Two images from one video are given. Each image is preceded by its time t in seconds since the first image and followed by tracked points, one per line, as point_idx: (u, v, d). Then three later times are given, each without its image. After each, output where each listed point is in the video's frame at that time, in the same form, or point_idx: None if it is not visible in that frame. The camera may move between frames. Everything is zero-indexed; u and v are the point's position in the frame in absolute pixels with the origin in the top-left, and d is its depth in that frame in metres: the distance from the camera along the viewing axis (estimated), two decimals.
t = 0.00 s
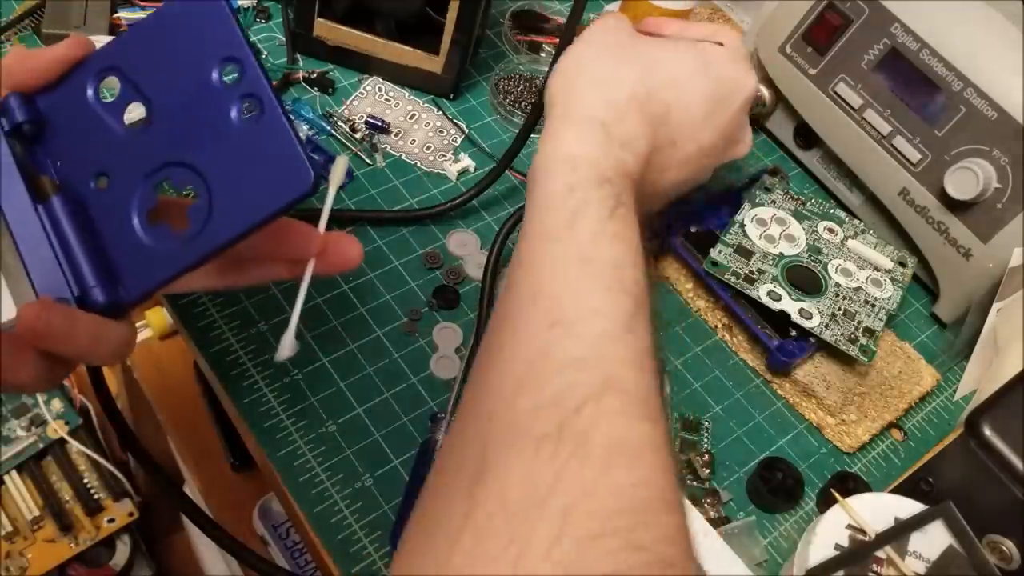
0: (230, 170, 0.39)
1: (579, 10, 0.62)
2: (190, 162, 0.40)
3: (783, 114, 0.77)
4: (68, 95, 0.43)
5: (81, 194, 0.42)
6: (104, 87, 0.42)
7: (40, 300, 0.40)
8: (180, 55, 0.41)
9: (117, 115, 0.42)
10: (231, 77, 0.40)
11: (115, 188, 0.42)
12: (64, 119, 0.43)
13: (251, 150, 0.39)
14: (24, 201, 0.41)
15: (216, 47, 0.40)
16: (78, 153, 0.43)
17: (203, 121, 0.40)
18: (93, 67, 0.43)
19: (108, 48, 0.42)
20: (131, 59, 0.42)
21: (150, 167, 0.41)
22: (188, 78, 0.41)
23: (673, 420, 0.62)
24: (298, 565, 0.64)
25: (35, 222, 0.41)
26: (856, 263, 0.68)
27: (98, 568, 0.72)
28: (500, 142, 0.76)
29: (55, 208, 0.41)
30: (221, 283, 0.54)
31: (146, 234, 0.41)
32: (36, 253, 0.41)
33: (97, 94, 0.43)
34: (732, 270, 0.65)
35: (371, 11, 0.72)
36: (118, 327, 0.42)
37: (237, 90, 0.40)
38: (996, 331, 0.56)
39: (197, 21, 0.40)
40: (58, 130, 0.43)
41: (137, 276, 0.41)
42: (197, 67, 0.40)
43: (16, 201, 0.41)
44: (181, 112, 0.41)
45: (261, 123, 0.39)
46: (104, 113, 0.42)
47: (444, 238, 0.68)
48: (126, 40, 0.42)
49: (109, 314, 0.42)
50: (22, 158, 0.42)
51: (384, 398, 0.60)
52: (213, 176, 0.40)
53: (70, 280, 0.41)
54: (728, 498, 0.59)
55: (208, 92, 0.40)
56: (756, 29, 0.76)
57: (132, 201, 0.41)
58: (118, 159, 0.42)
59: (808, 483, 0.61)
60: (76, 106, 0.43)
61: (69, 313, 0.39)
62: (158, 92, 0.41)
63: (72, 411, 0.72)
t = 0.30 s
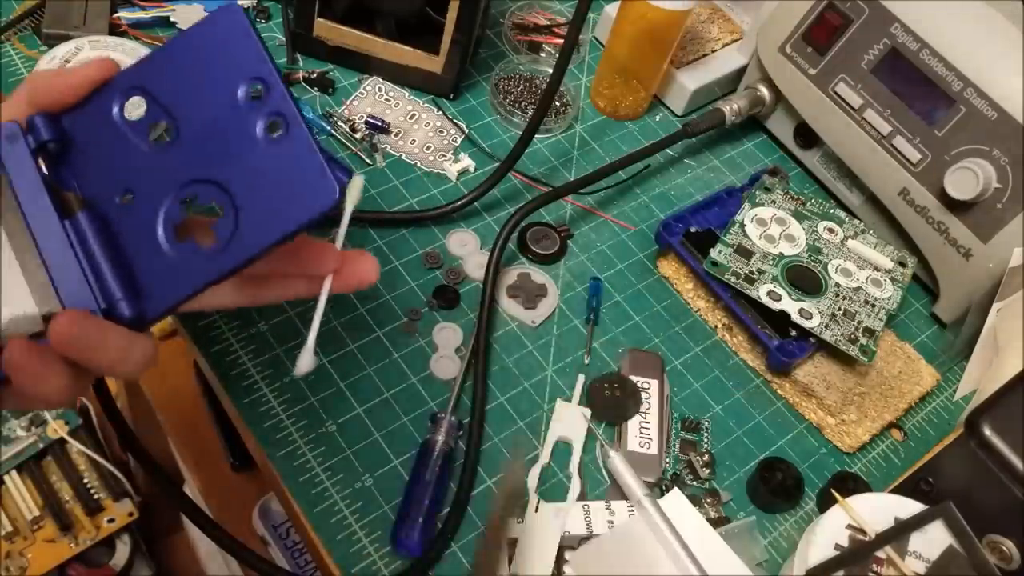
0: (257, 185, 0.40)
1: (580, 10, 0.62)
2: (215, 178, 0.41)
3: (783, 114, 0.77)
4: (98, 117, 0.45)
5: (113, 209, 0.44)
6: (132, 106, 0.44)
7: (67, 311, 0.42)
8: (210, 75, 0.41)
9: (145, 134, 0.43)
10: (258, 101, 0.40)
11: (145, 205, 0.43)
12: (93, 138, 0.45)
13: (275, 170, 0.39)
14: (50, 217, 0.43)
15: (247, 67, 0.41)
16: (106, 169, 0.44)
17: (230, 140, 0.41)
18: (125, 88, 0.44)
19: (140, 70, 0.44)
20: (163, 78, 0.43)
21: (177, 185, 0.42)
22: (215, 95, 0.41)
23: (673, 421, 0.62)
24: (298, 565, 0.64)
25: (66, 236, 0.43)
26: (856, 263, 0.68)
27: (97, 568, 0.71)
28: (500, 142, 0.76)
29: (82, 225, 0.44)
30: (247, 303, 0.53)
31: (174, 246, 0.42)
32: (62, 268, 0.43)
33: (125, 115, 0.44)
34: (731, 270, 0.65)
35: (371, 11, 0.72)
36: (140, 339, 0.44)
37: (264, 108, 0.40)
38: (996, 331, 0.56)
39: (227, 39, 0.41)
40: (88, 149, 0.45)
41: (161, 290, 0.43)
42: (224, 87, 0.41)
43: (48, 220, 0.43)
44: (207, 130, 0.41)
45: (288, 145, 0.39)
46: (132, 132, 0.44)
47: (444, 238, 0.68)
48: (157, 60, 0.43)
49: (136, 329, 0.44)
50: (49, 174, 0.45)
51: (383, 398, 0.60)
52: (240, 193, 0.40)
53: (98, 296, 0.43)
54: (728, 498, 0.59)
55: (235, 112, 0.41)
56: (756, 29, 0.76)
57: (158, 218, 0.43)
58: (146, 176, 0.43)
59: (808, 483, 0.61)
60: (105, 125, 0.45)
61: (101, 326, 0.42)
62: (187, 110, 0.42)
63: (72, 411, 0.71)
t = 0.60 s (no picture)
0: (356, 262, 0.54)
1: (581, 10, 0.62)
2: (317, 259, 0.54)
3: (783, 114, 0.77)
4: (186, 201, 0.54)
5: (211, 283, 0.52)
6: (223, 191, 0.55)
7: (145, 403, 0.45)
8: (297, 168, 0.55)
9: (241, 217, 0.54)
10: (341, 193, 0.55)
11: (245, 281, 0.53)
12: (183, 221, 0.53)
13: (377, 250, 0.54)
14: (152, 296, 0.47)
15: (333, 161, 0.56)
16: (200, 250, 0.53)
17: (321, 221, 0.55)
18: (214, 176, 0.55)
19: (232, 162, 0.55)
20: (256, 169, 0.55)
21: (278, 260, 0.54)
22: (306, 188, 0.55)
23: (673, 421, 0.62)
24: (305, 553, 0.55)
25: (164, 314, 0.47)
26: (856, 263, 0.68)
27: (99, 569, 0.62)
28: (500, 142, 0.76)
29: (182, 299, 0.49)
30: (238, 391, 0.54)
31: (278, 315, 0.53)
32: (167, 341, 0.47)
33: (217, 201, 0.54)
34: (732, 270, 0.65)
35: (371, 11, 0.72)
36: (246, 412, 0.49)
37: (361, 197, 0.55)
38: (996, 331, 0.56)
39: (310, 140, 0.56)
40: (175, 227, 0.53)
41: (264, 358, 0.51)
42: (321, 180, 0.55)
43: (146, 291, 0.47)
44: (301, 215, 0.55)
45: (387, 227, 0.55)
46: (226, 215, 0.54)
47: (444, 238, 0.68)
48: (249, 156, 0.55)
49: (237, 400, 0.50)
50: (138, 250, 0.50)
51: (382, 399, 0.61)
52: (336, 262, 0.54)
53: (208, 368, 0.48)
54: (728, 498, 0.59)
55: (321, 202, 0.55)
56: (756, 29, 0.76)
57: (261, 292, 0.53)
58: (245, 254, 0.54)
59: (808, 483, 0.61)
60: (196, 208, 0.54)
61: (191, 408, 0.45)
62: (281, 198, 0.55)
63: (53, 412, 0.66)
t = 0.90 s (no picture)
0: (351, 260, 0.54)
1: (581, 10, 0.62)
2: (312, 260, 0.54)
3: (783, 114, 0.77)
4: (179, 203, 0.54)
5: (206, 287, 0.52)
6: (218, 194, 0.54)
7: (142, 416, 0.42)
8: (292, 169, 0.55)
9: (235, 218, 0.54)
10: (337, 196, 0.55)
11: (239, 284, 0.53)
12: (177, 223, 0.53)
13: (372, 247, 0.54)
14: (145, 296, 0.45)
15: (329, 158, 0.56)
16: (194, 254, 0.53)
17: (317, 221, 0.55)
18: (209, 178, 0.54)
19: (226, 163, 0.55)
20: (251, 170, 0.55)
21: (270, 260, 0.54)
22: (301, 188, 0.55)
23: (673, 421, 0.62)
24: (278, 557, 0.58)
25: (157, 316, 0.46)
26: (856, 263, 0.68)
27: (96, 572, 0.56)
28: (500, 142, 0.76)
29: (177, 302, 0.49)
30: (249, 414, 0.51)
31: (272, 317, 0.52)
32: (159, 345, 0.45)
33: (211, 204, 0.54)
34: (731, 270, 0.65)
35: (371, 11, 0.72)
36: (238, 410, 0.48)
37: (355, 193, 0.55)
38: (996, 331, 0.56)
39: (304, 139, 0.56)
40: (169, 229, 0.53)
41: (258, 361, 0.51)
42: (315, 178, 0.55)
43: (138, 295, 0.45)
44: (295, 217, 0.55)
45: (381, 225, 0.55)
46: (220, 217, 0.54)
47: (444, 238, 0.68)
48: (244, 157, 0.55)
49: (234, 403, 0.49)
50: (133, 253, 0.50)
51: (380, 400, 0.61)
52: (330, 263, 0.54)
53: (205, 372, 0.48)
54: (728, 498, 0.59)
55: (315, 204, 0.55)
56: (756, 29, 0.76)
57: (255, 293, 0.53)
58: (236, 257, 0.54)
59: (808, 483, 0.61)
60: (190, 210, 0.54)
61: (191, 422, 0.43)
62: (276, 199, 0.55)
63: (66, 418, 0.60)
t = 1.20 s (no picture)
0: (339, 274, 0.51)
1: (581, 10, 0.62)
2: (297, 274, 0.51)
3: (783, 114, 0.77)
4: (156, 213, 0.50)
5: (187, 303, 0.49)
6: (198, 203, 0.51)
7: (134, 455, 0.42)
8: (274, 172, 0.51)
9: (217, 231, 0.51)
10: (321, 201, 0.51)
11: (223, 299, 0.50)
12: (155, 237, 0.50)
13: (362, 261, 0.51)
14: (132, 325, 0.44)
15: (312, 162, 0.51)
16: (175, 268, 0.50)
17: (302, 229, 0.51)
18: (186, 186, 0.51)
19: (203, 168, 0.51)
20: (230, 175, 0.51)
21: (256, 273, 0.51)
22: (283, 193, 0.51)
23: (673, 421, 0.62)
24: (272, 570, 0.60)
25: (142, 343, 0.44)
26: (856, 263, 0.68)
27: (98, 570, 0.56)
28: (500, 142, 0.76)
29: (156, 325, 0.47)
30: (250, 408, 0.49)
31: (259, 334, 0.50)
32: (145, 371, 0.44)
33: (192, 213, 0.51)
34: (732, 270, 0.65)
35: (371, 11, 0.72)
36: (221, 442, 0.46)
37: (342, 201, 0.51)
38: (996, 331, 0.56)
39: (285, 141, 0.51)
40: (145, 242, 0.49)
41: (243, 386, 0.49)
42: (298, 184, 0.51)
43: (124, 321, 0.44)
44: (278, 225, 0.51)
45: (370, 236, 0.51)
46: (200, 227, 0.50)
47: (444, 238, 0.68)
48: (221, 159, 0.51)
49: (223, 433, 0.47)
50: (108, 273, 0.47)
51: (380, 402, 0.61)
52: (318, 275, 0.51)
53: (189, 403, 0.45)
54: (728, 498, 0.59)
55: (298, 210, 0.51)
56: (756, 29, 0.76)
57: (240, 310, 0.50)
58: (221, 271, 0.50)
59: (808, 483, 0.61)
60: (169, 221, 0.50)
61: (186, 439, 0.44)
62: (257, 206, 0.51)
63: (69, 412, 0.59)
